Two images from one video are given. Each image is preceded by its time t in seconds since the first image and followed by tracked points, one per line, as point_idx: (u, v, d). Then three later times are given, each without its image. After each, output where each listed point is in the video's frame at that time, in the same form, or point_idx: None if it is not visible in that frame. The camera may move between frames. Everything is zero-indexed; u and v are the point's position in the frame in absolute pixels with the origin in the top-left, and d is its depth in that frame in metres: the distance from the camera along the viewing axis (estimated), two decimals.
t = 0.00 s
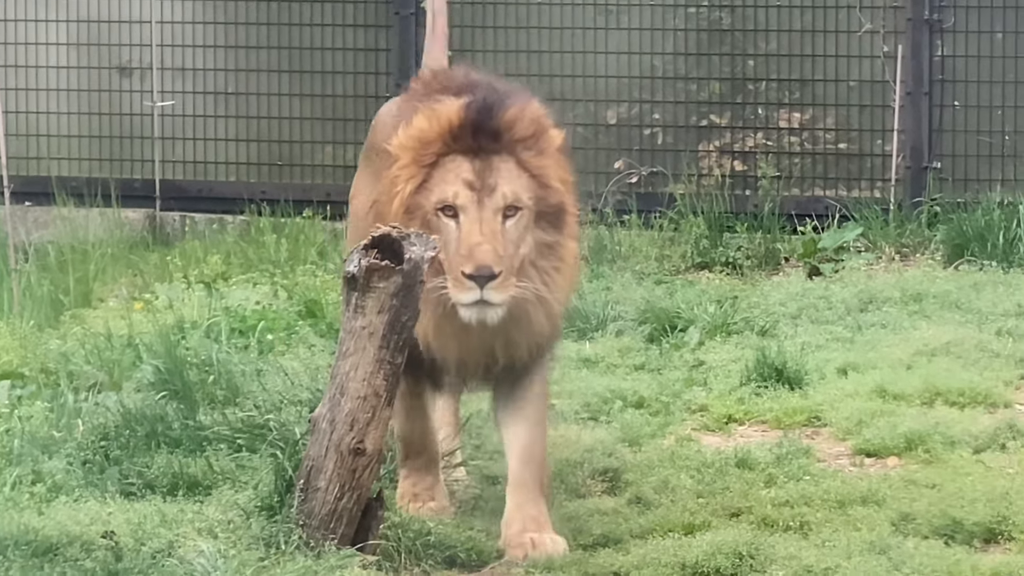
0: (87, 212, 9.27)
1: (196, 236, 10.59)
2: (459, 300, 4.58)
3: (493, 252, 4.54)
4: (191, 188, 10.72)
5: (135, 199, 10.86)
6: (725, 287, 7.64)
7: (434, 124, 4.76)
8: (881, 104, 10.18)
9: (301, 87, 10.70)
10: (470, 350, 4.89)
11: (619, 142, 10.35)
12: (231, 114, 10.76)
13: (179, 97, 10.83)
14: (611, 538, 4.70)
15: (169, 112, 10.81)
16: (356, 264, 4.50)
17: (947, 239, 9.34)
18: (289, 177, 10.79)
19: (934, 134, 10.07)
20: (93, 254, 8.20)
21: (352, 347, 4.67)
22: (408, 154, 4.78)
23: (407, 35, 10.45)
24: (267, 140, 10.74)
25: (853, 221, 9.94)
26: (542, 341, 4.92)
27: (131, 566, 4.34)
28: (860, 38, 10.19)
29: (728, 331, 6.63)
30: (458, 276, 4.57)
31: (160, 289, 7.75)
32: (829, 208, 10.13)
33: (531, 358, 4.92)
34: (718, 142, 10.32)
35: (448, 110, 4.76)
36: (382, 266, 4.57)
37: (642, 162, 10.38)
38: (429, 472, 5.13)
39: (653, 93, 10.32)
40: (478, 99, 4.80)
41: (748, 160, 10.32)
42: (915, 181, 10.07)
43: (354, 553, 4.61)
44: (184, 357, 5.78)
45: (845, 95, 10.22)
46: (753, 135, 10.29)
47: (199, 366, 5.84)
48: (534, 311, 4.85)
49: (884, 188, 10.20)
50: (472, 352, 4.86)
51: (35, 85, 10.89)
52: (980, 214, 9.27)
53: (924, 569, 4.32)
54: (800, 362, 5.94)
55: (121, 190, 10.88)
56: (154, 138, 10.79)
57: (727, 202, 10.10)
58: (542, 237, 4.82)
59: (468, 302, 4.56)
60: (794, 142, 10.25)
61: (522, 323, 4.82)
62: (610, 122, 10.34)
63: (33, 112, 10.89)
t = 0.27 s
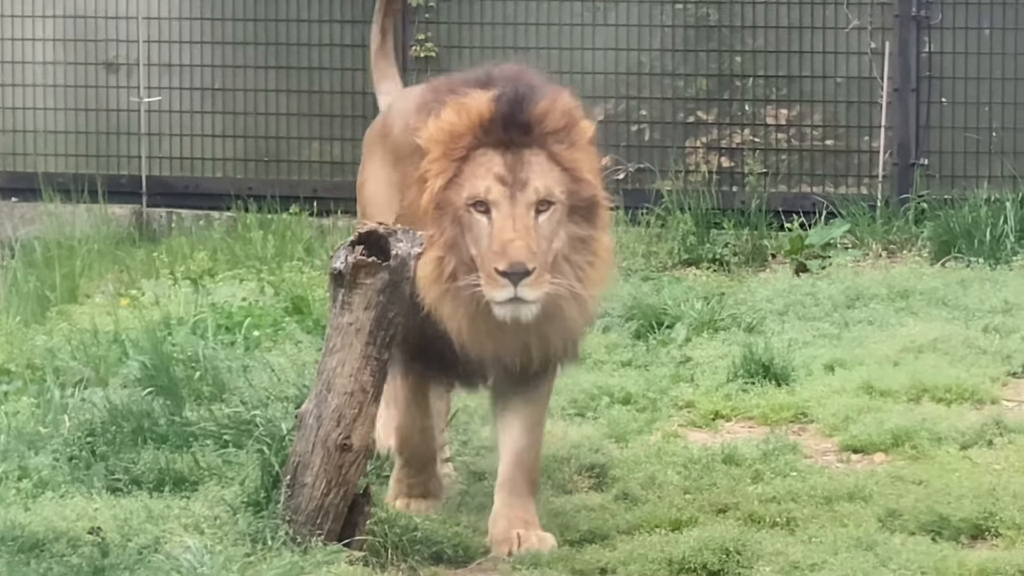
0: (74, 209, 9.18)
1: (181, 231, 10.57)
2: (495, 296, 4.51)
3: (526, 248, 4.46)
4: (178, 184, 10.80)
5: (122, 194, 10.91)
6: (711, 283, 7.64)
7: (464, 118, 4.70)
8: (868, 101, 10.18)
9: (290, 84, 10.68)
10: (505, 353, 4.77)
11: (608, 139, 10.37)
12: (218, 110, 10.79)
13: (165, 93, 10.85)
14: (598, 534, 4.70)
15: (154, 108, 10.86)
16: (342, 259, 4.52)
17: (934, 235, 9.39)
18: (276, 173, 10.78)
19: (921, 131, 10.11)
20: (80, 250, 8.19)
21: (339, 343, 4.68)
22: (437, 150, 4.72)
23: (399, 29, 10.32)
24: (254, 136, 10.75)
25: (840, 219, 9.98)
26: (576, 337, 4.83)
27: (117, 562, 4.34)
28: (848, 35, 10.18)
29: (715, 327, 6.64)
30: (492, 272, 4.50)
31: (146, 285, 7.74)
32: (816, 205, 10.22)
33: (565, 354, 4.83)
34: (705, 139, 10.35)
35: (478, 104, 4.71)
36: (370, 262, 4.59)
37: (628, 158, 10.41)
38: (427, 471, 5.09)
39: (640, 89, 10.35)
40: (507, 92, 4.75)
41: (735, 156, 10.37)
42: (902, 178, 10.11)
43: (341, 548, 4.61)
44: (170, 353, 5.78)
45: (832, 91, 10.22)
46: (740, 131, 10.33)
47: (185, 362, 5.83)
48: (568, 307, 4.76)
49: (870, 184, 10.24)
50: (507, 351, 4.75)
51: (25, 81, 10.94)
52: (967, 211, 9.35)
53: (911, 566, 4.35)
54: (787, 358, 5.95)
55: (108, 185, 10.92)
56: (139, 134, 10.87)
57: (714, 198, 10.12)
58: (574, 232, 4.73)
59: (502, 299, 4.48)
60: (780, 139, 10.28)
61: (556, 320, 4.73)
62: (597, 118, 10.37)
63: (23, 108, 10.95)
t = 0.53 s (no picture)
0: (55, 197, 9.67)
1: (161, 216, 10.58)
2: (493, 275, 4.48)
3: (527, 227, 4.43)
4: (157, 168, 10.77)
5: (102, 179, 10.88)
6: (690, 268, 7.65)
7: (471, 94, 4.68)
8: (847, 86, 10.26)
9: (273, 69, 10.70)
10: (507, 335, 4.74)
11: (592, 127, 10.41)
12: (198, 95, 10.81)
13: (146, 78, 10.87)
14: (577, 519, 4.75)
15: (135, 93, 10.87)
16: (321, 245, 4.53)
17: (915, 220, 9.44)
18: (257, 158, 10.79)
19: (900, 117, 10.16)
20: (60, 235, 8.20)
21: (318, 327, 4.68)
22: (443, 126, 4.70)
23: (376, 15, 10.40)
24: (236, 122, 10.78)
25: (819, 203, 9.97)
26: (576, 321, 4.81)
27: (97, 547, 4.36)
28: (827, 19, 10.23)
29: (694, 312, 6.68)
30: (491, 251, 4.47)
31: (126, 270, 7.74)
32: (795, 189, 10.23)
33: (565, 336, 4.82)
34: (685, 124, 10.39)
35: (486, 80, 4.69)
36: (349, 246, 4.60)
37: (607, 144, 10.44)
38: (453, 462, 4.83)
39: (620, 74, 10.36)
40: (515, 70, 4.73)
41: (714, 141, 10.39)
42: (881, 163, 10.17)
43: (320, 533, 4.63)
44: (150, 338, 5.79)
45: (811, 77, 10.29)
46: (719, 116, 10.37)
47: (165, 347, 5.84)
48: (569, 290, 4.73)
49: (850, 169, 10.32)
50: (507, 333, 4.72)
51: (5, 66, 10.95)
52: (946, 196, 9.45)
53: (888, 551, 4.41)
54: (766, 344, 5.99)
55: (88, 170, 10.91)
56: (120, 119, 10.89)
57: (694, 182, 10.17)
58: (577, 213, 4.70)
59: (500, 279, 4.46)
60: (760, 124, 10.33)
61: (557, 303, 4.70)
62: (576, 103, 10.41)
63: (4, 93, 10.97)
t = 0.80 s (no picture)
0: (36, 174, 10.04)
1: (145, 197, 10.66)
2: (489, 275, 4.25)
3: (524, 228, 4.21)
4: (142, 149, 10.82)
5: (86, 160, 10.93)
6: (674, 250, 7.69)
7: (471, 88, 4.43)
8: (832, 68, 10.31)
9: (254, 49, 10.82)
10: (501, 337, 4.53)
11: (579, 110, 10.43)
12: (181, 76, 10.89)
13: (129, 59, 10.96)
14: (561, 500, 4.76)
15: (119, 74, 10.94)
16: (306, 225, 4.54)
17: (898, 202, 9.51)
18: (240, 139, 10.86)
19: (885, 98, 10.20)
20: (45, 217, 8.21)
21: (303, 308, 4.68)
22: (441, 120, 4.45)
23: None
24: (219, 103, 10.86)
25: (805, 184, 10.00)
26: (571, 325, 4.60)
27: (82, 528, 4.39)
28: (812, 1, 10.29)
29: (679, 294, 6.73)
30: (487, 250, 4.24)
31: (111, 252, 7.75)
32: (780, 170, 10.25)
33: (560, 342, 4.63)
34: (670, 106, 10.45)
35: (487, 75, 4.45)
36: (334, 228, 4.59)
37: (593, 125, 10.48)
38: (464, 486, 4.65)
39: (605, 56, 10.45)
40: (518, 65, 4.49)
41: (700, 123, 10.44)
42: (865, 144, 10.20)
43: (304, 515, 4.65)
44: (134, 320, 5.79)
45: (797, 59, 10.37)
46: (705, 98, 10.43)
47: (150, 328, 5.85)
48: (565, 292, 4.51)
49: (835, 152, 10.29)
50: (503, 333, 4.50)
51: None
52: (930, 176, 9.50)
53: (872, 532, 4.45)
54: (750, 324, 6.06)
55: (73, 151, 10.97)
56: (103, 100, 10.96)
57: (679, 164, 10.22)
58: (576, 215, 4.46)
59: (495, 280, 4.24)
60: (746, 105, 10.41)
61: (554, 305, 4.49)
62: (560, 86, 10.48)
63: None
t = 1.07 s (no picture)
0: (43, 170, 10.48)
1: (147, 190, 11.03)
2: (466, 275, 4.49)
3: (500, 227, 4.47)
4: (141, 146, 11.23)
5: (89, 156, 11.37)
6: (641, 240, 8.09)
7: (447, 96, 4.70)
8: (788, 71, 10.80)
9: (249, 51, 11.21)
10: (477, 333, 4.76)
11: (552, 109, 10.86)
12: (182, 77, 11.30)
13: (131, 62, 11.40)
14: (535, 475, 5.14)
15: (121, 75, 11.38)
16: (296, 217, 4.86)
17: (850, 195, 9.88)
18: (238, 137, 11.25)
19: (837, 99, 10.69)
20: (48, 209, 8.56)
21: (292, 295, 5.00)
22: (418, 127, 4.70)
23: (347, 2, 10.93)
24: (216, 102, 11.24)
25: (762, 179, 10.48)
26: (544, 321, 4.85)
27: (85, 501, 4.73)
28: (768, 9, 10.82)
29: (645, 282, 7.13)
30: (463, 251, 4.49)
31: (114, 241, 8.10)
32: (739, 166, 10.69)
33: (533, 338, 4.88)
34: (636, 106, 10.89)
35: (462, 84, 4.72)
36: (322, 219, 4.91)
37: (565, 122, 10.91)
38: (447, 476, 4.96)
39: (575, 58, 10.93)
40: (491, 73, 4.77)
41: (663, 121, 10.89)
42: (819, 142, 10.64)
43: (293, 488, 4.97)
44: (134, 305, 6.14)
45: (754, 61, 10.87)
46: (669, 98, 10.88)
47: (149, 313, 6.19)
48: (537, 290, 4.76)
49: (790, 148, 10.80)
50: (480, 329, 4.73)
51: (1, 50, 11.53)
52: (879, 173, 9.88)
53: (826, 505, 4.80)
54: (712, 311, 6.52)
55: (77, 148, 11.39)
56: (107, 100, 11.38)
57: (645, 160, 10.58)
58: (547, 216, 4.73)
59: (472, 278, 4.49)
60: (706, 105, 10.85)
61: (527, 302, 4.73)
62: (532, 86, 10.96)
63: None
